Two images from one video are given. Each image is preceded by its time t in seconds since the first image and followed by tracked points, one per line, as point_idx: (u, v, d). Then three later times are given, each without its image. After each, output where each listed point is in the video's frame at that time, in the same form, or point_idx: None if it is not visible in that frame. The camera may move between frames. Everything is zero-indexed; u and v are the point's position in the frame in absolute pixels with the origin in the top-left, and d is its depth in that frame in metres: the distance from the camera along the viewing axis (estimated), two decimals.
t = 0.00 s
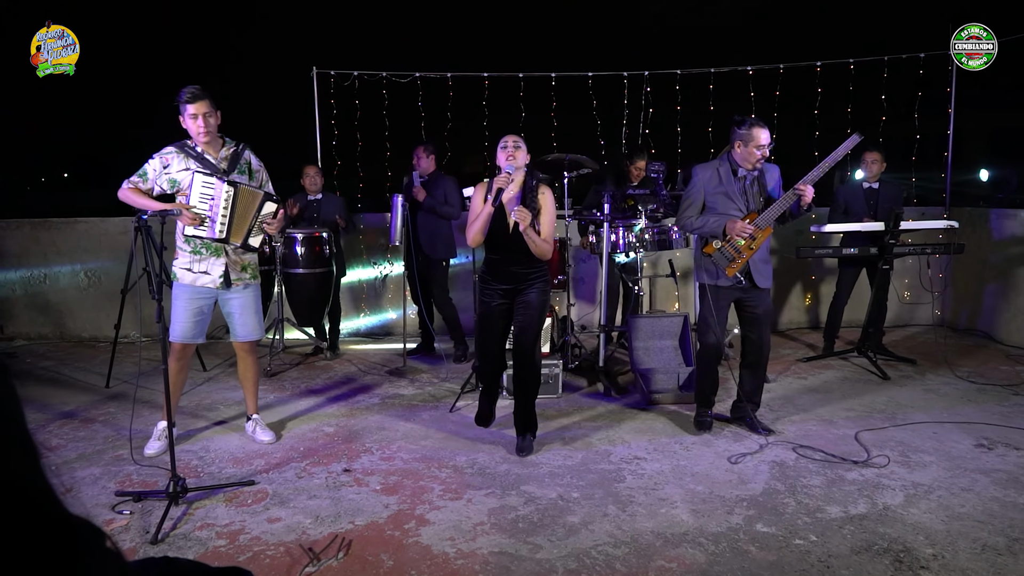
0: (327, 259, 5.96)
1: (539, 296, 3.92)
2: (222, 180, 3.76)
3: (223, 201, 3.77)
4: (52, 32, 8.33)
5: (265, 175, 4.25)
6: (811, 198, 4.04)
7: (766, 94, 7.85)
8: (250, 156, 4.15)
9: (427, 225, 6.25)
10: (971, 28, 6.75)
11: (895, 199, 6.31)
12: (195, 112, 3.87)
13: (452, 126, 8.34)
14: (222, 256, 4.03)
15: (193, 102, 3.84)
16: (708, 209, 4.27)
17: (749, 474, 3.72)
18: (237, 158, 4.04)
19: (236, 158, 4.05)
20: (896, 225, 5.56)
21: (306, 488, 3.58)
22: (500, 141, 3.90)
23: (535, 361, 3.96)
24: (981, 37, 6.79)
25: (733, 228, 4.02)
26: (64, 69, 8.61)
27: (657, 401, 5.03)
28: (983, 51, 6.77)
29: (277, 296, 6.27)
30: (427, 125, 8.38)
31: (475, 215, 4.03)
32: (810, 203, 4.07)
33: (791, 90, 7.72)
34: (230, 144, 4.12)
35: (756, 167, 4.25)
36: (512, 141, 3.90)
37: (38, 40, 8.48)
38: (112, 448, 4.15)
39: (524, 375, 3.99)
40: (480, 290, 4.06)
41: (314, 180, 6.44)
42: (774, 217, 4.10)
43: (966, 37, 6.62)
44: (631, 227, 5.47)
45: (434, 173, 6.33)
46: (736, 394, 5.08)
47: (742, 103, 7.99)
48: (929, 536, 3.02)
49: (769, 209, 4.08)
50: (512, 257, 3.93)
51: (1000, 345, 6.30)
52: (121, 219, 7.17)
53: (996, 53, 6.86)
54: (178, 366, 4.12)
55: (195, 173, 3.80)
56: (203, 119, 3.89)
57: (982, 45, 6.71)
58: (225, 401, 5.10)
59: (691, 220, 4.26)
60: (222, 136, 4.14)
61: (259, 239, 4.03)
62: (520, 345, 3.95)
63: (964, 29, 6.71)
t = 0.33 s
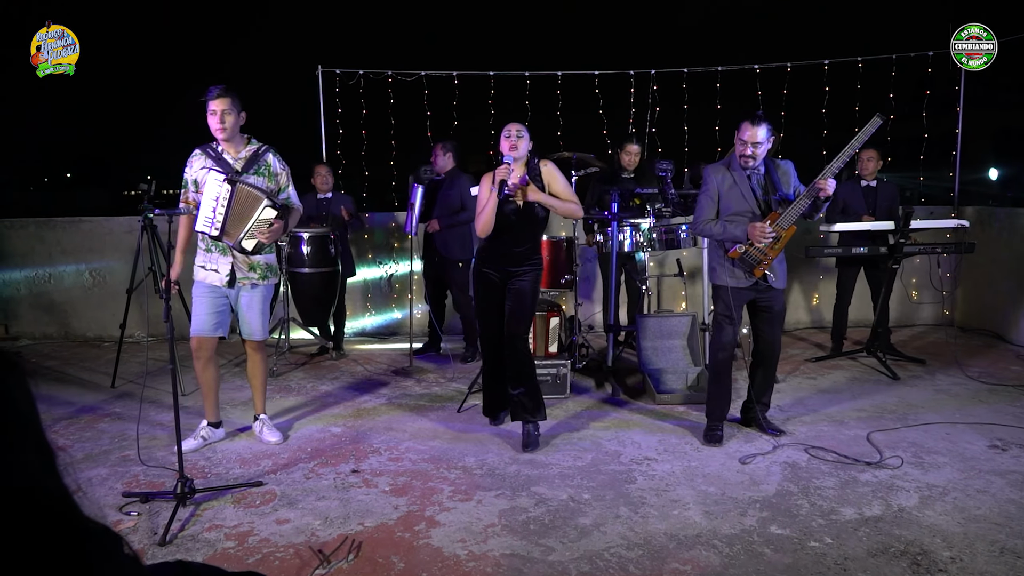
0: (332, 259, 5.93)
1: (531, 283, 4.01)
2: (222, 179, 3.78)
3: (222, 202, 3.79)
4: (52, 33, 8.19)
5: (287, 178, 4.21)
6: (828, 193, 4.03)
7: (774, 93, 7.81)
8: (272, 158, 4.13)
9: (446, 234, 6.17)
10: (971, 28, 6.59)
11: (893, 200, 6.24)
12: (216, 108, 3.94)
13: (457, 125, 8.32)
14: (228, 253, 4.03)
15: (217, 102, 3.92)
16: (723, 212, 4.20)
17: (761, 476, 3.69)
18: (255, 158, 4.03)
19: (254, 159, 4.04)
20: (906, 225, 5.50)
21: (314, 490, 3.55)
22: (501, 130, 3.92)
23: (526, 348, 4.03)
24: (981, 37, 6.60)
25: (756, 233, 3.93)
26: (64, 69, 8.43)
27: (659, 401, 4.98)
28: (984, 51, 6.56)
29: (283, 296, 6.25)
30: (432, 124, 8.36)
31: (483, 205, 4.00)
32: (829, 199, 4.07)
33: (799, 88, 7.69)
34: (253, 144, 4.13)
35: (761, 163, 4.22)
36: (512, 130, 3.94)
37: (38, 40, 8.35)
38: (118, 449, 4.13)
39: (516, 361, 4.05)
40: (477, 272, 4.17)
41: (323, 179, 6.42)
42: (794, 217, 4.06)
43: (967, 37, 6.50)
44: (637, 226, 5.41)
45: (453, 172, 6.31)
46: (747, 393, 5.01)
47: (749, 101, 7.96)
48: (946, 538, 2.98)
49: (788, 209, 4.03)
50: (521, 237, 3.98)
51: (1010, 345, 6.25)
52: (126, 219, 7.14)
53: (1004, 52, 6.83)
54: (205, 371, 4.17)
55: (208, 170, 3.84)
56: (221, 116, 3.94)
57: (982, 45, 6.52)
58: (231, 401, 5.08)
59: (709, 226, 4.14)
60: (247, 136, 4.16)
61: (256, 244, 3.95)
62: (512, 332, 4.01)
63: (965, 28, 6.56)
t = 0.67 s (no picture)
0: (339, 259, 5.89)
1: (549, 276, 4.13)
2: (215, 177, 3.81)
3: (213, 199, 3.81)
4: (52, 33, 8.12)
5: (287, 176, 4.14)
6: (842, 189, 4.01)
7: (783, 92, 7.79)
8: (271, 156, 4.07)
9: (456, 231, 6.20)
10: (971, 28, 6.62)
11: (897, 202, 6.24)
12: (219, 105, 3.93)
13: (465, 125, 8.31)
14: (222, 253, 4.01)
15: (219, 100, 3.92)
16: (736, 221, 4.16)
17: (775, 478, 3.66)
18: (252, 156, 3.98)
19: (252, 157, 3.99)
20: (917, 224, 5.47)
21: (326, 491, 3.52)
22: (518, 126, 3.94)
23: (545, 333, 4.24)
24: (981, 37, 6.61)
25: (772, 239, 3.89)
26: (64, 69, 8.41)
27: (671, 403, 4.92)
28: (984, 51, 6.55)
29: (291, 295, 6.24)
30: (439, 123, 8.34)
31: (500, 204, 4.03)
32: (841, 197, 4.06)
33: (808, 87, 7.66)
34: (255, 142, 4.09)
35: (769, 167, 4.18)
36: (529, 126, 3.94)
37: (38, 40, 8.33)
38: (128, 450, 4.11)
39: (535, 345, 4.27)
40: (493, 266, 4.22)
41: (332, 179, 6.39)
42: (808, 218, 4.06)
43: (967, 37, 6.54)
44: (647, 227, 5.41)
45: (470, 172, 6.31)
46: (760, 394, 4.95)
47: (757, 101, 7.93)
48: (966, 542, 2.95)
49: (801, 210, 4.03)
50: (540, 227, 4.08)
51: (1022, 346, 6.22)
52: (133, 219, 7.13)
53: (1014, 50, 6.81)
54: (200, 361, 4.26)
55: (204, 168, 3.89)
56: (222, 112, 3.93)
57: (982, 45, 6.52)
58: (239, 401, 5.05)
59: (723, 236, 4.09)
60: (250, 135, 4.14)
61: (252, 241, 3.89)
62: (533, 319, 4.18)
63: (965, 29, 6.60)
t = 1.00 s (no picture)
0: (347, 260, 5.88)
1: (586, 282, 4.21)
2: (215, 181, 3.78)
3: (215, 203, 3.79)
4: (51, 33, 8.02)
5: (278, 179, 4.19)
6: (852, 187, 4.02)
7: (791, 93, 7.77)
8: (263, 162, 4.11)
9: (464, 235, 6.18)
10: (971, 28, 6.61)
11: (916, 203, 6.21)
12: (211, 110, 3.90)
13: (471, 125, 8.31)
14: (217, 255, 4.00)
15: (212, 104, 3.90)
16: (749, 226, 4.15)
17: (788, 479, 3.65)
18: (244, 161, 3.99)
19: (245, 162, 4.00)
20: (927, 226, 5.45)
21: (339, 493, 3.52)
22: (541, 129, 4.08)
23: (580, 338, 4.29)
24: (981, 37, 6.61)
25: (789, 241, 3.89)
26: (64, 69, 8.32)
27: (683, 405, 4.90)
28: (984, 51, 6.54)
29: (299, 295, 6.24)
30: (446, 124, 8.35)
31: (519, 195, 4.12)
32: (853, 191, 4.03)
33: (815, 88, 7.65)
34: (244, 148, 4.09)
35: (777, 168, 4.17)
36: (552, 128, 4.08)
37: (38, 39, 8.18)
38: (138, 450, 4.10)
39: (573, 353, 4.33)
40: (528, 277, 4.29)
41: (339, 179, 6.41)
42: (820, 215, 4.05)
43: (966, 37, 6.55)
44: (657, 228, 5.41)
45: (481, 172, 6.27)
46: (771, 395, 4.95)
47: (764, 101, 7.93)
48: (982, 544, 2.95)
49: (814, 209, 4.02)
50: (553, 227, 4.15)
51: None
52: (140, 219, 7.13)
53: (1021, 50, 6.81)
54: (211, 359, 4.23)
55: (198, 172, 3.85)
56: (217, 117, 3.91)
57: (982, 44, 6.53)
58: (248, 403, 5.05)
59: (739, 243, 4.08)
60: (241, 141, 4.15)
61: (259, 239, 4.01)
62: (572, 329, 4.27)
63: (965, 29, 6.60)
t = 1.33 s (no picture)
0: (352, 260, 5.89)
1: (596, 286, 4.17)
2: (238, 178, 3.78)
3: (240, 199, 3.78)
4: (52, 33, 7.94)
5: (287, 177, 4.22)
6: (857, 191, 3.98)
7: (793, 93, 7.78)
8: (274, 159, 4.13)
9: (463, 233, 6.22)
10: (971, 28, 6.53)
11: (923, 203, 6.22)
12: (224, 108, 3.91)
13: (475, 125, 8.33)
14: (239, 252, 4.02)
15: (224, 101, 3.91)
16: (753, 225, 4.18)
17: (794, 478, 3.67)
18: (258, 159, 4.02)
19: (258, 160, 4.03)
20: (931, 226, 5.47)
21: (347, 493, 3.53)
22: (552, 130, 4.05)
23: (584, 339, 4.27)
24: (981, 37, 6.53)
25: (789, 241, 3.91)
26: (65, 69, 8.27)
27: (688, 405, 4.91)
28: (984, 51, 6.49)
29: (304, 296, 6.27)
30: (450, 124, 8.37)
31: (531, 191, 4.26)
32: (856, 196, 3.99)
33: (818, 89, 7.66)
34: (254, 146, 4.11)
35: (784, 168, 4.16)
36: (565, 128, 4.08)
37: (37, 39, 8.17)
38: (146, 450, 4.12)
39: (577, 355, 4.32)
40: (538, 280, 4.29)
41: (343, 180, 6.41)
42: (824, 218, 4.04)
43: (966, 37, 6.44)
44: (661, 228, 5.39)
45: (475, 174, 6.25)
46: (776, 394, 4.96)
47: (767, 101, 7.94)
48: (989, 543, 2.96)
49: (817, 212, 4.01)
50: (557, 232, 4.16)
51: None
52: (143, 219, 7.13)
53: None
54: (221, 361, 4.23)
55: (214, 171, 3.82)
56: (230, 116, 3.92)
57: (982, 45, 6.46)
58: (254, 403, 5.05)
59: (741, 241, 4.13)
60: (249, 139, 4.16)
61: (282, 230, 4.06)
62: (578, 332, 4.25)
63: (965, 28, 6.50)
